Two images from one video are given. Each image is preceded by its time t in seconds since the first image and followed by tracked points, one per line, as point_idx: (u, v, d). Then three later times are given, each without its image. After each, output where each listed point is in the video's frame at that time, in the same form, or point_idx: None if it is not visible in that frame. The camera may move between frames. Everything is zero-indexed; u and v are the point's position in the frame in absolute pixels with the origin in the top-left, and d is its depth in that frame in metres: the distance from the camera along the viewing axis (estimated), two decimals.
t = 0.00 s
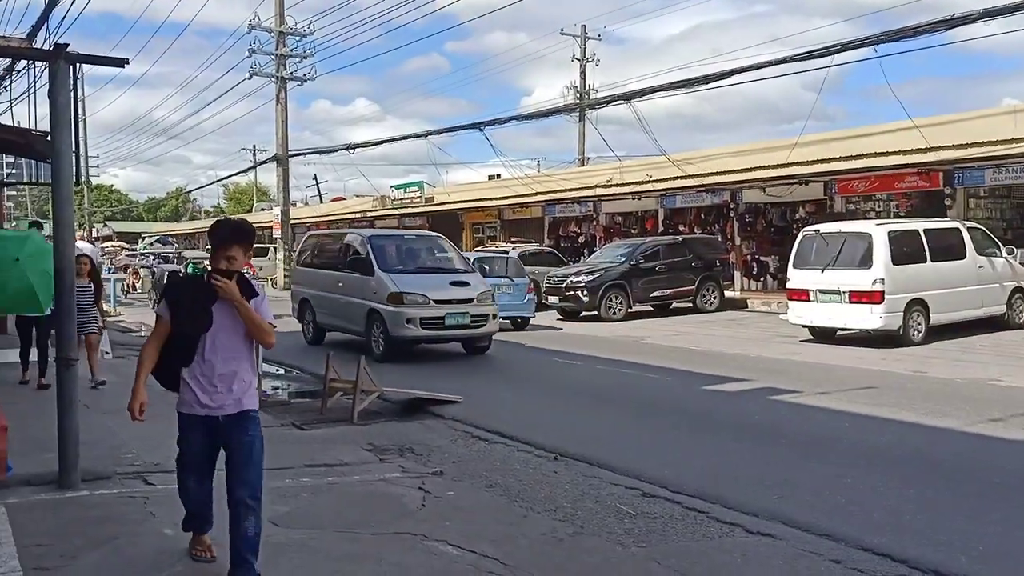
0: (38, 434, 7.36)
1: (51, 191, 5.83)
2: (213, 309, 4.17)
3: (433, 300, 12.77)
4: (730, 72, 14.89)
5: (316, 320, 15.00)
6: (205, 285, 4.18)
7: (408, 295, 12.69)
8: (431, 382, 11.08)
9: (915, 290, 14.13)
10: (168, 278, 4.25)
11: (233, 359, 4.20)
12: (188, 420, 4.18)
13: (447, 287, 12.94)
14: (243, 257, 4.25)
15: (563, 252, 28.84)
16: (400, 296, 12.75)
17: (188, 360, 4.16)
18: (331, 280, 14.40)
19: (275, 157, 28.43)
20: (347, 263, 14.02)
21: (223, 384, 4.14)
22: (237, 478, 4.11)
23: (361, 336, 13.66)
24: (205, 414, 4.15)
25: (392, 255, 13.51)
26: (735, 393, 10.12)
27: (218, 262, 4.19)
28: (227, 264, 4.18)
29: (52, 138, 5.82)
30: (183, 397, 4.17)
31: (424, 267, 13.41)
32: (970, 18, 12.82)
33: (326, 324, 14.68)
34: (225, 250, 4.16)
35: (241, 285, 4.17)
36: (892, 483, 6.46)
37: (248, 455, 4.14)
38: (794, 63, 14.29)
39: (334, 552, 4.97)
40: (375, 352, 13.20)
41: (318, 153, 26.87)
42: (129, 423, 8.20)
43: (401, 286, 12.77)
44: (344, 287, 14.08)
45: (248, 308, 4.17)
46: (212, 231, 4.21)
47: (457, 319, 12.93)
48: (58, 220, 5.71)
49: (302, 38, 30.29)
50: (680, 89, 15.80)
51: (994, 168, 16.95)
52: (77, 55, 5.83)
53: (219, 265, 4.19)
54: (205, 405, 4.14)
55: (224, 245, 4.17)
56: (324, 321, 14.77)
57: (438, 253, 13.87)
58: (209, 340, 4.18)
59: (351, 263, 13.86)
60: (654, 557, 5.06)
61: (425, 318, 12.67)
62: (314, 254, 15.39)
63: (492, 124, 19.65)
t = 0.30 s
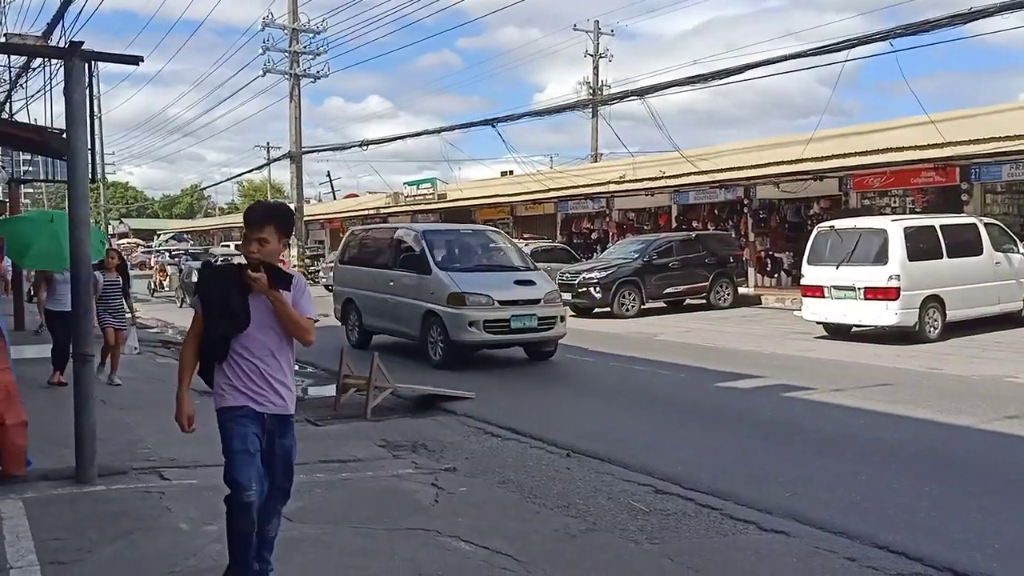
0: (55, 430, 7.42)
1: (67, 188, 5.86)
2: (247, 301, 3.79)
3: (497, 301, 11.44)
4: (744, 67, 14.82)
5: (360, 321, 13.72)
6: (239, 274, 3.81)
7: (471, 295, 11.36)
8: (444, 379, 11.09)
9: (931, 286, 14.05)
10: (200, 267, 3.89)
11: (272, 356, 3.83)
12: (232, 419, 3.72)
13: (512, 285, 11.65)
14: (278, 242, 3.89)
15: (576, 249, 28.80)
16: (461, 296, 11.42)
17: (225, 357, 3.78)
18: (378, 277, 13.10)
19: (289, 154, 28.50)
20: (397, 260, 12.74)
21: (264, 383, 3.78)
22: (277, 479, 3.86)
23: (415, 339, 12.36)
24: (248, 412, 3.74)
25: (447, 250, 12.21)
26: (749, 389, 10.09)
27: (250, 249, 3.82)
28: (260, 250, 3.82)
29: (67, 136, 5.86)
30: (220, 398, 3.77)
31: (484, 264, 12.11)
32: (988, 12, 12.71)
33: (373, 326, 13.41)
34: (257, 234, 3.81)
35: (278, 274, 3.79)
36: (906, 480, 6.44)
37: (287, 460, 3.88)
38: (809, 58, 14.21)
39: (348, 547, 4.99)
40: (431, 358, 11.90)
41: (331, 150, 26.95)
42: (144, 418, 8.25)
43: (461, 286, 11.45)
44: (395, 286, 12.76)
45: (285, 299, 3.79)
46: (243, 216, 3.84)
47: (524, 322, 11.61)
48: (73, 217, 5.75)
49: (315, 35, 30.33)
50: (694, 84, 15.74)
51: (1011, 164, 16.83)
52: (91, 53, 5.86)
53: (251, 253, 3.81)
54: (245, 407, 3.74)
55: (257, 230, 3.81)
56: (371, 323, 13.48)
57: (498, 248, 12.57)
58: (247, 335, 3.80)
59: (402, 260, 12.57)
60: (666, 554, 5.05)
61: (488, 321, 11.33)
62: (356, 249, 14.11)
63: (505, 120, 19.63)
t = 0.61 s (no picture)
0: (67, 427, 7.46)
1: (78, 187, 5.90)
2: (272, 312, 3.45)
3: (570, 304, 10.22)
4: (754, 64, 14.78)
5: (410, 326, 12.58)
6: (265, 282, 3.48)
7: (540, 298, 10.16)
8: (453, 376, 11.10)
9: (942, 284, 13.99)
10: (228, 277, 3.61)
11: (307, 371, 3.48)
12: (266, 441, 3.39)
13: (585, 287, 10.40)
14: (308, 243, 3.53)
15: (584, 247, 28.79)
16: (530, 299, 10.22)
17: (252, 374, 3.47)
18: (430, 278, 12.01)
19: (297, 153, 28.55)
20: (454, 259, 11.60)
21: (298, 401, 3.44)
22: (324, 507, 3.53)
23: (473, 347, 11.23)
24: (284, 433, 3.41)
25: (511, 248, 11.05)
26: (759, 387, 10.08)
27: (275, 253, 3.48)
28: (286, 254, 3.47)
29: (79, 135, 5.89)
30: (251, 419, 3.46)
31: (552, 263, 10.92)
32: (1000, 7, 12.66)
33: (424, 331, 12.27)
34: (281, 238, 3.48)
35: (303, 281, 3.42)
36: (917, 478, 6.43)
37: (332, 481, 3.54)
38: (819, 54, 14.17)
39: (358, 545, 5.01)
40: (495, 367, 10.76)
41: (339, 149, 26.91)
42: (155, 416, 8.28)
43: (529, 287, 10.27)
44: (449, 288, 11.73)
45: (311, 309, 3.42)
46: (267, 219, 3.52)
47: (600, 328, 10.34)
48: (85, 216, 5.78)
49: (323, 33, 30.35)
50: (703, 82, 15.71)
51: None
52: (102, 52, 5.89)
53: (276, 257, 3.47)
54: (279, 427, 3.41)
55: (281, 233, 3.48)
56: (421, 329, 12.32)
57: (565, 246, 11.38)
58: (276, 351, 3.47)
59: (459, 259, 11.43)
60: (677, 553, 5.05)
61: (561, 327, 10.12)
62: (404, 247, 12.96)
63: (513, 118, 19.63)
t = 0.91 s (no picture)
0: (71, 428, 7.47)
1: (83, 188, 5.92)
2: (318, 311, 3.11)
3: (658, 314, 8.97)
4: (757, 63, 14.77)
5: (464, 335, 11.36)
6: (310, 277, 3.13)
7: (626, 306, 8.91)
8: (457, 377, 11.11)
9: (947, 284, 13.98)
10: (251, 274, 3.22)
11: (345, 378, 3.16)
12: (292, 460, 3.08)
13: (675, 294, 9.15)
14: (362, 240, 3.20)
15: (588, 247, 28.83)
16: (613, 307, 8.98)
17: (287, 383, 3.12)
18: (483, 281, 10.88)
19: (301, 153, 28.58)
20: (516, 262, 10.42)
21: (332, 411, 3.11)
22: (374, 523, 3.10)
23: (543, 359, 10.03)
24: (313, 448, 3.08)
25: (585, 249, 9.83)
26: (763, 388, 10.07)
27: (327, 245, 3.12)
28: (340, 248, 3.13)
29: (84, 136, 5.91)
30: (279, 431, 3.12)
31: (631, 265, 9.70)
32: (1005, 6, 12.63)
33: (481, 342, 11.06)
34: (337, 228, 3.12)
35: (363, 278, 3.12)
36: (921, 480, 6.42)
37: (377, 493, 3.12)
38: (823, 54, 14.16)
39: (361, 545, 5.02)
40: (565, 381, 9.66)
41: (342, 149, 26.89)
42: (159, 416, 8.31)
43: (612, 294, 9.04)
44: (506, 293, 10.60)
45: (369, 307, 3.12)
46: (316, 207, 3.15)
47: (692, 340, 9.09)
48: (89, 216, 5.80)
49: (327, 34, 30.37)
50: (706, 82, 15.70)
51: None
52: (107, 53, 5.90)
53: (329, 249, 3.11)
54: (309, 441, 3.09)
55: (336, 222, 3.12)
56: (478, 338, 11.10)
57: (642, 247, 10.13)
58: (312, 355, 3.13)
59: (523, 261, 10.25)
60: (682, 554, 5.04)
61: (649, 339, 8.89)
62: (455, 248, 11.72)
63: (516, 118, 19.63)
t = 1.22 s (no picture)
0: (69, 430, 7.45)
1: (82, 189, 5.90)
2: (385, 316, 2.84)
3: (775, 326, 7.89)
4: (757, 65, 14.76)
5: (527, 348, 10.27)
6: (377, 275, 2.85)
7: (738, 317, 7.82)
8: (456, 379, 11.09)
9: (946, 286, 13.98)
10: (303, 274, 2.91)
11: (404, 400, 2.91)
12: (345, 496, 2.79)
13: (791, 303, 8.06)
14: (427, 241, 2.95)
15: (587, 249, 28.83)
16: (723, 319, 7.87)
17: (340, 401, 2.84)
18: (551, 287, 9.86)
19: (300, 154, 28.55)
20: (594, 266, 9.37)
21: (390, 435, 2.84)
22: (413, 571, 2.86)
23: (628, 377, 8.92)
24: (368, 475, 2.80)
25: (681, 252, 8.70)
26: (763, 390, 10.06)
27: (399, 245, 2.83)
28: (413, 250, 2.85)
29: (83, 136, 5.89)
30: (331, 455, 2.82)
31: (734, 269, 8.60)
32: (1004, 8, 12.62)
33: (550, 356, 9.95)
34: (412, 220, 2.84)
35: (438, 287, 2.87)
36: (921, 481, 6.41)
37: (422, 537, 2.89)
38: (822, 56, 14.16)
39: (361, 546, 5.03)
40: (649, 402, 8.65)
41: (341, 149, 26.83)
42: (158, 418, 8.29)
43: (721, 304, 7.94)
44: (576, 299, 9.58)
45: (430, 321, 2.93)
46: (384, 201, 2.84)
47: (811, 357, 7.99)
48: (88, 217, 5.78)
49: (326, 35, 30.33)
50: (706, 83, 15.69)
51: None
52: (106, 54, 5.89)
53: (402, 251, 2.83)
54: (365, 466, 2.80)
55: (410, 220, 2.83)
56: (540, 350, 10.06)
57: (735, 248, 9.02)
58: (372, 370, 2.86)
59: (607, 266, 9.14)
60: (682, 555, 5.05)
61: (766, 356, 7.78)
62: (516, 253, 10.63)
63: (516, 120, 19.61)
